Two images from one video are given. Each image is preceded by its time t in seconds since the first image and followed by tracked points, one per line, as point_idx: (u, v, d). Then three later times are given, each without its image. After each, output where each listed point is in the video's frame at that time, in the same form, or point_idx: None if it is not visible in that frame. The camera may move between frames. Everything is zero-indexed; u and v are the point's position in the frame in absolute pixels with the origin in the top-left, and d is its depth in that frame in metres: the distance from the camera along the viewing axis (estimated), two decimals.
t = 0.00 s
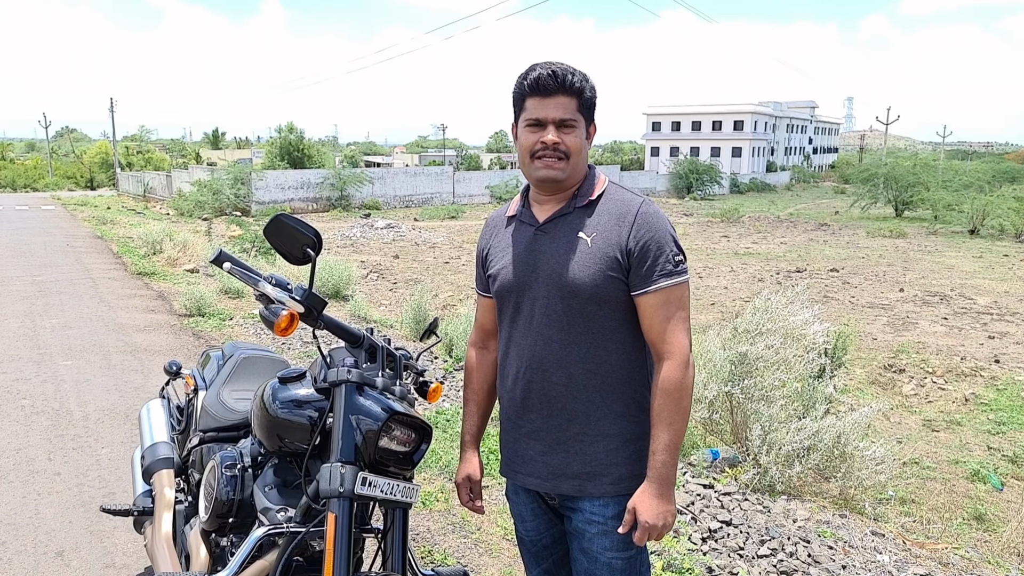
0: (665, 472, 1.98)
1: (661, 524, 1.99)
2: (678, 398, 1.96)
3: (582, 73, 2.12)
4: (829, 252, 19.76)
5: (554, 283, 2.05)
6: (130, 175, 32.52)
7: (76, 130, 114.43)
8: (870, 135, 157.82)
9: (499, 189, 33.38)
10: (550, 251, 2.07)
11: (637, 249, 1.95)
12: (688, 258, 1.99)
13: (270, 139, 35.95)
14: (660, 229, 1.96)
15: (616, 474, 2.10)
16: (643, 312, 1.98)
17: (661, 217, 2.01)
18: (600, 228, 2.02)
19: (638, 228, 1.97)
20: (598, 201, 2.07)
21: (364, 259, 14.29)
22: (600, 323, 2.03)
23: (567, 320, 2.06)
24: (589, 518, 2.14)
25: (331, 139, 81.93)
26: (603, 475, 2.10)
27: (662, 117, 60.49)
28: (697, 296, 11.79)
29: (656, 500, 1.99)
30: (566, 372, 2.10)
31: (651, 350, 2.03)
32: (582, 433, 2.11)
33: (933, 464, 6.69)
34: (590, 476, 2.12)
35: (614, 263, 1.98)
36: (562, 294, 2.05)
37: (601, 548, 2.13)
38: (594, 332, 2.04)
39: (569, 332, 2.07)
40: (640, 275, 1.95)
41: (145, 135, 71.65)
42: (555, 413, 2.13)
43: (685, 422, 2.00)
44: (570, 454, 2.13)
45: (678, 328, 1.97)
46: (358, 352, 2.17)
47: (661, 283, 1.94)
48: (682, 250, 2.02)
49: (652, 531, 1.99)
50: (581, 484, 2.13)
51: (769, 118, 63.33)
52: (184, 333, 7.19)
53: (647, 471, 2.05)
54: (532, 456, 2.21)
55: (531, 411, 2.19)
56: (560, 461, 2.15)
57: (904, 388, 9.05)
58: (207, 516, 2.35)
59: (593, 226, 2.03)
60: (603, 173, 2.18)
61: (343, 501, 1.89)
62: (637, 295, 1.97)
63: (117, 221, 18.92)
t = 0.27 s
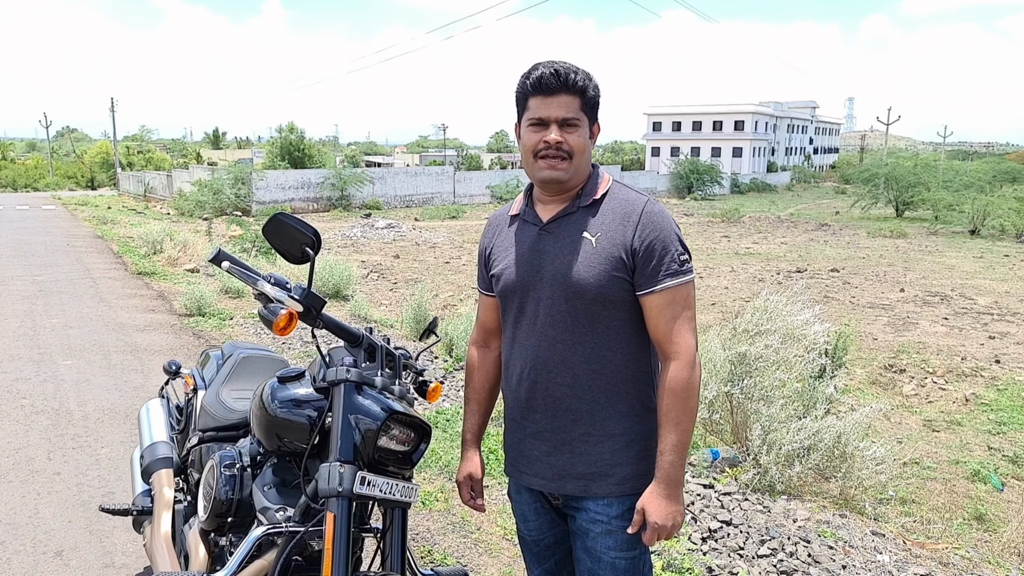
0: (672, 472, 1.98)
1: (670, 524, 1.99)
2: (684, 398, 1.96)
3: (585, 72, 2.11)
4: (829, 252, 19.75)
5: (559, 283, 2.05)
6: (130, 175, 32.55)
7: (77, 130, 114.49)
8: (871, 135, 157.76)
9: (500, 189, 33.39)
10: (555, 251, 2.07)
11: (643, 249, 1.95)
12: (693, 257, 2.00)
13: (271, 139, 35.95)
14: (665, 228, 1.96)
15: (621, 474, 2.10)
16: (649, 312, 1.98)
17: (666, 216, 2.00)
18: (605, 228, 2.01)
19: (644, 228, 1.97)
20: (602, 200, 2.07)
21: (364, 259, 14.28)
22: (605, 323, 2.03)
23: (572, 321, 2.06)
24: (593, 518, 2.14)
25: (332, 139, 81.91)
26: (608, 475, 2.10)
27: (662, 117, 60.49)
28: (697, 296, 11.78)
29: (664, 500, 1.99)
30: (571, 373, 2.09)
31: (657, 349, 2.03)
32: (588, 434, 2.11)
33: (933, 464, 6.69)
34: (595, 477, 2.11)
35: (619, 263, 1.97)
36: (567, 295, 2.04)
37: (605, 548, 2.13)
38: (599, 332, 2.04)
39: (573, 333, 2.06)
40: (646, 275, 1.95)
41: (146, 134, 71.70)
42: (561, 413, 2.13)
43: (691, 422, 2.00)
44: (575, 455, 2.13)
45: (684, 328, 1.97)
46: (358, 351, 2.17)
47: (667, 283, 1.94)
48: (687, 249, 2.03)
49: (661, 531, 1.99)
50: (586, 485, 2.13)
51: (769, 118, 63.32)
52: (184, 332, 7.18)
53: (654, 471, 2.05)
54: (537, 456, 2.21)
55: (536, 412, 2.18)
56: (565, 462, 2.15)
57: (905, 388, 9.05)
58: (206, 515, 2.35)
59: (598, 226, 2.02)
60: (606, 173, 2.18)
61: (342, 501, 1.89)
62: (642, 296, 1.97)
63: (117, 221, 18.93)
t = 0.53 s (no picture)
0: (674, 475, 1.98)
1: (671, 527, 1.99)
2: (688, 400, 1.96)
3: (587, 69, 2.11)
4: (830, 252, 19.74)
5: (562, 284, 2.05)
6: (131, 175, 32.55)
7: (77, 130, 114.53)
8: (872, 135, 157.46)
9: (500, 189, 33.40)
10: (558, 252, 2.07)
11: (647, 249, 1.95)
12: (697, 258, 1.99)
13: (271, 139, 35.95)
14: (669, 229, 1.96)
15: (625, 475, 2.10)
16: (652, 313, 1.97)
17: (670, 216, 2.00)
18: (608, 229, 2.01)
19: (647, 228, 1.96)
20: (606, 200, 2.07)
21: (365, 259, 14.27)
22: (608, 324, 2.03)
23: (576, 322, 2.05)
24: (597, 517, 2.14)
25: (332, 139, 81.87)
26: (613, 476, 2.10)
27: (663, 117, 60.49)
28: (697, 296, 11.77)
29: (665, 503, 1.99)
30: (575, 374, 2.09)
31: (660, 351, 2.03)
32: (592, 436, 2.11)
33: (933, 464, 6.68)
34: (599, 478, 2.11)
35: (623, 264, 1.97)
36: (570, 296, 2.04)
37: (609, 548, 2.13)
38: (602, 333, 2.04)
39: (577, 334, 2.06)
40: (650, 276, 1.95)
41: (146, 135, 71.71)
42: (564, 414, 2.13)
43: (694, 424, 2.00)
44: (579, 456, 2.13)
45: (687, 330, 1.97)
46: (356, 350, 2.16)
47: (671, 284, 1.93)
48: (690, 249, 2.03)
49: (662, 534, 1.99)
50: (591, 485, 2.13)
51: (770, 118, 63.29)
52: (184, 332, 7.18)
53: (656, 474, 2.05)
54: (540, 457, 2.21)
55: (540, 413, 2.18)
56: (568, 463, 2.15)
57: (905, 388, 9.03)
58: (204, 515, 2.35)
59: (601, 226, 2.02)
60: (610, 171, 2.17)
61: (339, 500, 1.89)
62: (646, 297, 1.97)
63: (118, 221, 18.93)
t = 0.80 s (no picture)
0: (680, 483, 1.98)
1: (675, 535, 1.99)
2: (696, 407, 1.96)
3: (598, 67, 2.11)
4: (831, 252, 19.72)
5: (570, 286, 2.05)
6: (132, 175, 32.56)
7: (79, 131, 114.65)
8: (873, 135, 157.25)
9: (501, 189, 33.41)
10: (566, 253, 2.07)
11: (657, 253, 1.94)
12: (708, 263, 1.99)
13: (272, 139, 35.96)
14: (681, 233, 1.95)
15: (630, 481, 2.10)
16: (661, 317, 1.97)
17: (681, 220, 1.99)
18: (618, 230, 2.01)
19: (658, 231, 1.96)
20: (616, 201, 2.06)
21: (365, 259, 14.27)
22: (616, 328, 2.02)
23: (583, 324, 2.05)
24: (601, 524, 2.13)
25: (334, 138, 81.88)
26: (617, 482, 2.10)
27: (664, 117, 60.48)
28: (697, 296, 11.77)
29: (669, 511, 1.99)
30: (581, 378, 2.09)
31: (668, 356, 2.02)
32: (598, 440, 2.10)
33: (934, 464, 6.67)
34: (604, 483, 2.11)
35: (632, 267, 1.97)
36: (577, 298, 2.04)
37: (613, 554, 2.12)
38: (610, 336, 2.03)
39: (584, 336, 2.06)
40: (659, 280, 1.94)
41: (147, 135, 71.76)
42: (570, 418, 2.13)
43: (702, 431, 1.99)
44: (583, 460, 2.13)
45: (696, 335, 1.96)
46: (352, 349, 2.16)
47: (681, 289, 1.93)
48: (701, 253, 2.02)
49: (665, 542, 1.99)
50: (595, 490, 2.12)
51: (771, 118, 63.28)
52: (184, 332, 7.19)
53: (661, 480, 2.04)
54: (544, 460, 2.21)
55: (545, 416, 2.18)
56: (572, 467, 2.15)
57: (906, 388, 9.02)
58: (200, 514, 2.35)
59: (611, 228, 2.02)
60: (620, 171, 2.17)
61: (334, 499, 1.89)
62: (655, 300, 1.96)
63: (119, 220, 18.95)
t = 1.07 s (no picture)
0: (689, 490, 1.96)
1: (684, 544, 1.98)
2: (702, 412, 1.94)
3: (595, 62, 2.08)
4: (831, 252, 19.70)
5: (572, 286, 2.04)
6: (133, 175, 32.57)
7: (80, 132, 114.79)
8: (875, 135, 157.13)
9: (501, 189, 33.42)
10: (568, 253, 2.06)
11: (662, 254, 1.92)
12: (715, 265, 1.97)
13: (273, 139, 35.98)
14: (686, 234, 1.93)
15: (630, 486, 2.07)
16: (666, 319, 1.95)
17: (687, 221, 1.97)
18: (622, 231, 1.99)
19: (663, 232, 1.94)
20: (621, 200, 2.05)
21: (365, 259, 14.27)
22: (618, 330, 2.01)
23: (584, 326, 2.05)
24: (599, 529, 2.12)
25: (335, 138, 81.92)
26: (617, 487, 2.08)
27: (665, 117, 60.47)
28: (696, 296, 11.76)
29: (677, 519, 1.97)
30: (582, 380, 2.08)
31: (675, 359, 2.00)
32: (598, 443, 2.09)
33: (933, 464, 6.66)
34: (603, 487, 2.09)
35: (636, 268, 1.95)
36: (580, 298, 2.03)
37: (610, 559, 2.11)
38: (612, 337, 2.02)
39: (585, 338, 2.05)
40: (664, 282, 1.93)
41: (148, 136, 71.91)
42: (569, 420, 2.12)
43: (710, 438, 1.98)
44: (582, 463, 2.12)
45: (702, 338, 1.94)
46: (345, 348, 2.16)
47: (687, 291, 1.91)
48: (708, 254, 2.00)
49: (675, 550, 1.97)
50: (594, 494, 2.11)
51: (772, 118, 63.23)
52: (183, 331, 7.20)
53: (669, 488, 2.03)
54: (544, 462, 2.20)
55: (545, 417, 2.18)
56: (571, 469, 2.14)
57: (906, 388, 9.02)
58: (194, 512, 2.35)
59: (614, 228, 2.01)
60: (626, 170, 2.15)
61: (327, 497, 1.89)
62: (660, 303, 1.95)
63: (119, 220, 18.96)
